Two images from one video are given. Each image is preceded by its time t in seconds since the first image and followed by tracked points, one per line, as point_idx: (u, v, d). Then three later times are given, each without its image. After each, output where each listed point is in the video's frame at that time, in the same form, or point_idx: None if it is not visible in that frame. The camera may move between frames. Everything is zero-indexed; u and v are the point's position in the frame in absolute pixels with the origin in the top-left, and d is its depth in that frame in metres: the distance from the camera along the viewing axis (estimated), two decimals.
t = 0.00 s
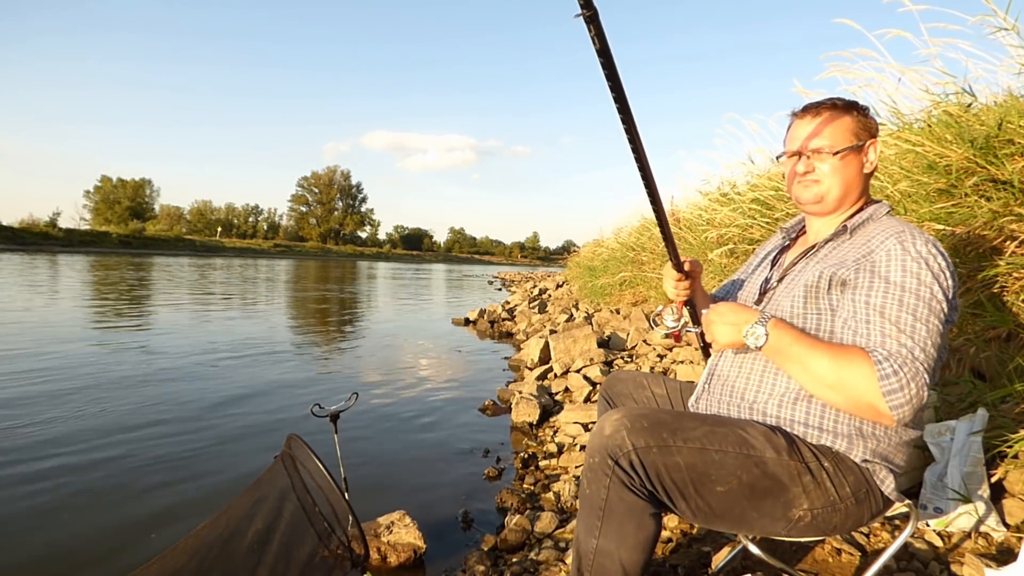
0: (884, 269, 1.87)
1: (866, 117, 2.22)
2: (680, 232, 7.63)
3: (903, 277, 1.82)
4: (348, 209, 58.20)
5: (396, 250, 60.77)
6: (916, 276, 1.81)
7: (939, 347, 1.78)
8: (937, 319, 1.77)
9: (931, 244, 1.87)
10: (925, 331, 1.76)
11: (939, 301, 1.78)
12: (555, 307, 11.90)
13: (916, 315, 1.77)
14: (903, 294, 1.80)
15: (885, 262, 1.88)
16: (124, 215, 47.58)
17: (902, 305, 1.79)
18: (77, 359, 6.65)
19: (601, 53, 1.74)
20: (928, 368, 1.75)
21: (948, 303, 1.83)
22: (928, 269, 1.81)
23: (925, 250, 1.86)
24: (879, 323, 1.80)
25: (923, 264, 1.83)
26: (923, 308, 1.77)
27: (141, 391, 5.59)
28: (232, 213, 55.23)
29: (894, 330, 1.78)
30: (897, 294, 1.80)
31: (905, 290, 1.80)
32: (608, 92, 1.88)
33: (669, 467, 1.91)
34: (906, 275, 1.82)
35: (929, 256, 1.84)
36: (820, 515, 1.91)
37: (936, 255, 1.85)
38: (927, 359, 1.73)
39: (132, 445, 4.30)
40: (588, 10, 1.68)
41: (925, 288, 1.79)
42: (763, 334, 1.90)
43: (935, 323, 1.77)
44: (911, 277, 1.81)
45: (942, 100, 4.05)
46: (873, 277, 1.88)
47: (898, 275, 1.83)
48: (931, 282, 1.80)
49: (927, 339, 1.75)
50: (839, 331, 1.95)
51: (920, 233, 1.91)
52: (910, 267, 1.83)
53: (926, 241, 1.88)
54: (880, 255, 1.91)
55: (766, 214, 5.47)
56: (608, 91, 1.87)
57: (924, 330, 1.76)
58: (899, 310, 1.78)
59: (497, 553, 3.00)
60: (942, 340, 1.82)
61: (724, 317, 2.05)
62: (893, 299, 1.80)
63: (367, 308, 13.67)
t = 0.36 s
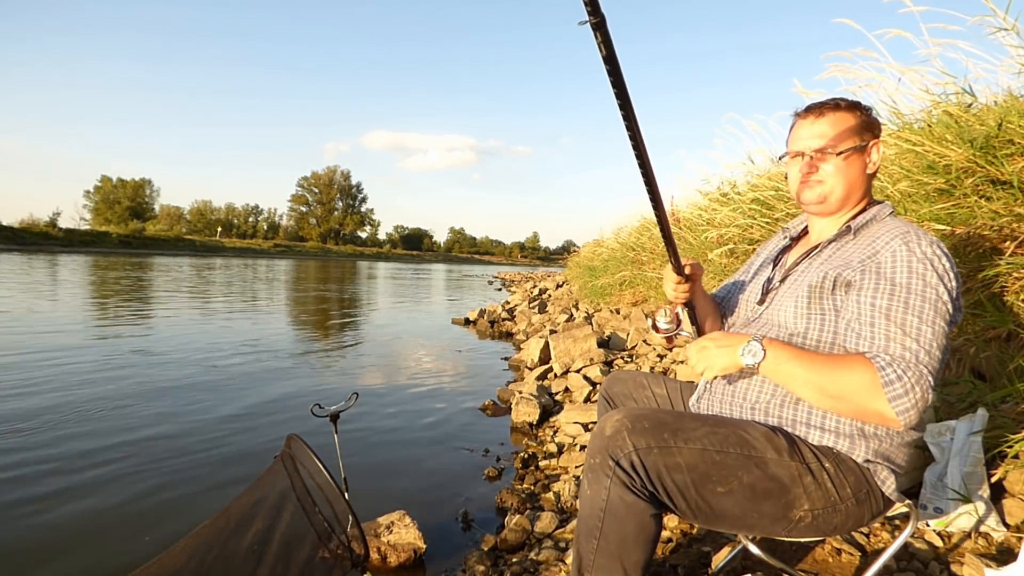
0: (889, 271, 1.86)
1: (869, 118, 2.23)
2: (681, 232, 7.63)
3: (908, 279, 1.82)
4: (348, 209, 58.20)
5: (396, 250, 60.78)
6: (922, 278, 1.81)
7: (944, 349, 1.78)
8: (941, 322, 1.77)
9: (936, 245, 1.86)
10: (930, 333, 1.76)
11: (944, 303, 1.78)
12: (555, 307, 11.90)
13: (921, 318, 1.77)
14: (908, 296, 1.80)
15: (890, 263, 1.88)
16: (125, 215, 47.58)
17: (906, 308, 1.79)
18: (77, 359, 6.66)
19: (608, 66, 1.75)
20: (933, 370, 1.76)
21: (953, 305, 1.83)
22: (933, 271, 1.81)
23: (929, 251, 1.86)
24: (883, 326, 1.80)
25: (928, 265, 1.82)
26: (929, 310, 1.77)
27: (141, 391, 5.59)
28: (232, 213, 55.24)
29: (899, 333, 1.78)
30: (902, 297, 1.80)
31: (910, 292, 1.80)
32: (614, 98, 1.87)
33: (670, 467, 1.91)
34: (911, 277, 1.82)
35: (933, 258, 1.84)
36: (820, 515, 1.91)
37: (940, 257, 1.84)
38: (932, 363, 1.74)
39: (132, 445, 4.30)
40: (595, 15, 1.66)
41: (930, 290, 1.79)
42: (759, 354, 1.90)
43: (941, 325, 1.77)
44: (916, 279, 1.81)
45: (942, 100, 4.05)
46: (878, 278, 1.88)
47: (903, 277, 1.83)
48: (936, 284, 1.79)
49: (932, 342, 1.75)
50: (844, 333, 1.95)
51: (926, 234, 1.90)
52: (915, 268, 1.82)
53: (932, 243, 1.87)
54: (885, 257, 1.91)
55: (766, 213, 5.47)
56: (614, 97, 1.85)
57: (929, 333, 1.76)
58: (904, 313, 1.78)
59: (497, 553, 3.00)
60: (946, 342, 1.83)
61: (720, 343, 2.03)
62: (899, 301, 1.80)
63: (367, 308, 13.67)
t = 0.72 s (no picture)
0: (883, 266, 1.87)
1: (862, 118, 2.24)
2: (681, 232, 7.63)
3: (900, 275, 1.82)
4: (348, 209, 58.21)
5: (396, 250, 60.78)
6: (914, 274, 1.81)
7: (935, 346, 1.78)
8: (932, 317, 1.77)
9: (932, 243, 1.86)
10: (919, 328, 1.76)
11: (937, 300, 1.78)
12: (555, 307, 11.89)
13: (910, 313, 1.77)
14: (899, 291, 1.80)
15: (884, 259, 1.89)
16: (125, 215, 47.57)
17: (896, 302, 1.79)
18: (77, 359, 6.66)
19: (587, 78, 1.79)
20: (920, 366, 1.75)
21: (947, 303, 1.83)
22: (926, 267, 1.81)
23: (924, 249, 1.86)
24: (872, 321, 1.81)
25: (922, 262, 1.83)
26: (919, 306, 1.77)
27: (141, 391, 5.59)
28: (232, 213, 55.24)
29: (887, 327, 1.79)
30: (893, 292, 1.81)
31: (901, 288, 1.80)
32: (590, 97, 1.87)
33: (670, 467, 1.90)
34: (903, 272, 1.83)
35: (928, 256, 1.84)
36: (820, 515, 1.91)
37: (936, 254, 1.85)
38: (918, 357, 1.74)
39: (133, 445, 4.30)
40: (567, 16, 1.66)
41: (922, 287, 1.79)
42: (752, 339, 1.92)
43: (931, 321, 1.77)
44: (909, 275, 1.81)
45: (942, 100, 4.05)
46: (871, 274, 1.88)
47: (896, 272, 1.83)
48: (928, 281, 1.79)
49: (921, 337, 1.75)
50: (836, 329, 1.95)
51: (922, 233, 1.90)
52: (908, 265, 1.83)
53: (928, 241, 1.87)
54: (879, 253, 1.92)
55: (766, 213, 5.47)
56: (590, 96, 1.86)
57: (918, 328, 1.76)
58: (894, 307, 1.79)
59: (497, 553, 3.00)
60: (938, 340, 1.82)
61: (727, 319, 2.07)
62: (889, 296, 1.81)
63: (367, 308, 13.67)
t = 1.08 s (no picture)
0: (872, 265, 1.88)
1: (845, 117, 2.25)
2: (681, 232, 7.63)
3: (890, 273, 1.83)
4: (348, 209, 58.21)
5: (396, 250, 60.78)
6: (903, 271, 1.82)
7: (928, 343, 1.78)
8: (924, 314, 1.78)
9: (920, 239, 1.88)
10: (910, 326, 1.76)
11: (927, 296, 1.79)
12: (555, 307, 11.89)
13: (902, 310, 1.77)
14: (889, 289, 1.80)
15: (873, 258, 1.89)
16: (125, 215, 47.57)
17: (887, 301, 1.79)
18: (78, 360, 6.67)
19: (547, 117, 1.86)
20: (914, 364, 1.75)
21: (938, 298, 1.83)
22: (915, 264, 1.82)
23: (913, 245, 1.87)
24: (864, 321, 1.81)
25: (910, 259, 1.83)
26: (910, 303, 1.78)
27: (141, 391, 5.60)
28: (233, 213, 55.23)
29: (878, 327, 1.79)
30: (883, 290, 1.81)
31: (892, 286, 1.81)
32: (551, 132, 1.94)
33: (670, 467, 1.90)
34: (893, 270, 1.83)
35: (917, 252, 1.85)
36: (820, 515, 1.91)
37: (924, 250, 1.86)
38: (911, 356, 1.74)
39: (133, 445, 4.30)
40: (524, 74, 1.72)
41: (912, 284, 1.80)
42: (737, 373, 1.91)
43: (923, 319, 1.78)
44: (899, 273, 1.82)
45: (942, 100, 4.05)
46: (861, 273, 1.89)
47: (885, 271, 1.84)
48: (918, 277, 1.80)
49: (912, 336, 1.75)
50: (829, 330, 1.96)
51: (911, 229, 1.92)
52: (898, 262, 1.84)
53: (916, 238, 1.88)
54: (869, 251, 1.92)
55: (766, 213, 5.47)
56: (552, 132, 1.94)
57: (910, 325, 1.76)
58: (885, 306, 1.79)
59: (497, 553, 3.00)
60: (931, 335, 1.82)
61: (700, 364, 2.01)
62: (880, 295, 1.81)
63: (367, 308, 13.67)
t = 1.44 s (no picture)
0: (863, 263, 1.88)
1: (826, 117, 2.26)
2: (681, 232, 7.63)
3: (882, 270, 1.84)
4: (348, 209, 58.21)
5: (396, 250, 60.78)
6: (895, 267, 1.83)
7: (926, 335, 1.79)
8: (919, 307, 1.79)
9: (906, 235, 1.89)
10: (909, 320, 1.77)
11: (920, 290, 1.80)
12: (555, 307, 11.89)
13: (898, 306, 1.78)
14: (883, 286, 1.81)
15: (863, 255, 1.90)
16: (125, 215, 47.56)
17: (884, 298, 1.80)
18: (78, 360, 6.67)
19: (572, 118, 1.82)
20: (916, 357, 1.76)
21: (930, 291, 1.85)
22: (905, 259, 1.83)
23: (901, 241, 1.88)
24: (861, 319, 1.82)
25: (901, 255, 1.85)
26: (905, 298, 1.79)
27: (142, 391, 5.60)
28: (233, 213, 55.23)
29: (878, 323, 1.80)
30: (878, 287, 1.82)
31: (885, 283, 1.81)
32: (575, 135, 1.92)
33: (670, 467, 1.90)
34: (884, 266, 1.84)
35: (904, 248, 1.86)
36: (820, 514, 1.91)
37: (911, 245, 1.87)
38: (914, 350, 1.74)
39: (134, 445, 4.29)
40: (558, 78, 1.68)
41: (905, 279, 1.81)
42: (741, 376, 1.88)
43: (919, 312, 1.79)
44: (890, 269, 1.83)
45: (942, 100, 4.05)
46: (853, 272, 1.89)
47: (877, 268, 1.85)
48: (909, 272, 1.81)
49: (912, 329, 1.76)
50: (826, 329, 1.96)
51: (896, 225, 1.93)
52: (888, 259, 1.84)
53: (902, 233, 1.90)
54: (859, 250, 1.93)
55: (766, 213, 5.47)
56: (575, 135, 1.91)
57: (908, 319, 1.77)
58: (882, 303, 1.80)
59: (497, 553, 3.00)
60: (927, 327, 1.84)
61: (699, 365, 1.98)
62: (875, 292, 1.82)
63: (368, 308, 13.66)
